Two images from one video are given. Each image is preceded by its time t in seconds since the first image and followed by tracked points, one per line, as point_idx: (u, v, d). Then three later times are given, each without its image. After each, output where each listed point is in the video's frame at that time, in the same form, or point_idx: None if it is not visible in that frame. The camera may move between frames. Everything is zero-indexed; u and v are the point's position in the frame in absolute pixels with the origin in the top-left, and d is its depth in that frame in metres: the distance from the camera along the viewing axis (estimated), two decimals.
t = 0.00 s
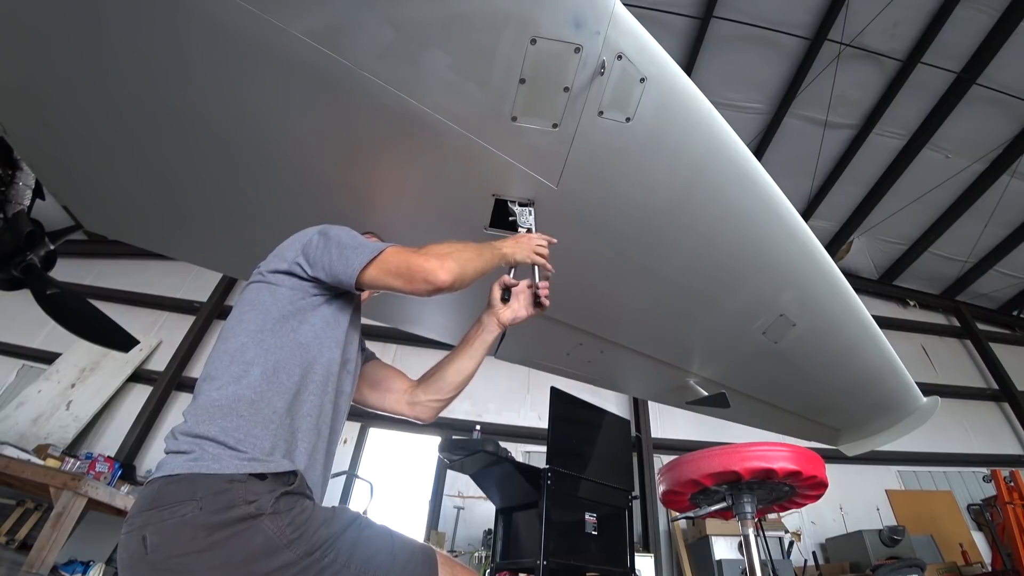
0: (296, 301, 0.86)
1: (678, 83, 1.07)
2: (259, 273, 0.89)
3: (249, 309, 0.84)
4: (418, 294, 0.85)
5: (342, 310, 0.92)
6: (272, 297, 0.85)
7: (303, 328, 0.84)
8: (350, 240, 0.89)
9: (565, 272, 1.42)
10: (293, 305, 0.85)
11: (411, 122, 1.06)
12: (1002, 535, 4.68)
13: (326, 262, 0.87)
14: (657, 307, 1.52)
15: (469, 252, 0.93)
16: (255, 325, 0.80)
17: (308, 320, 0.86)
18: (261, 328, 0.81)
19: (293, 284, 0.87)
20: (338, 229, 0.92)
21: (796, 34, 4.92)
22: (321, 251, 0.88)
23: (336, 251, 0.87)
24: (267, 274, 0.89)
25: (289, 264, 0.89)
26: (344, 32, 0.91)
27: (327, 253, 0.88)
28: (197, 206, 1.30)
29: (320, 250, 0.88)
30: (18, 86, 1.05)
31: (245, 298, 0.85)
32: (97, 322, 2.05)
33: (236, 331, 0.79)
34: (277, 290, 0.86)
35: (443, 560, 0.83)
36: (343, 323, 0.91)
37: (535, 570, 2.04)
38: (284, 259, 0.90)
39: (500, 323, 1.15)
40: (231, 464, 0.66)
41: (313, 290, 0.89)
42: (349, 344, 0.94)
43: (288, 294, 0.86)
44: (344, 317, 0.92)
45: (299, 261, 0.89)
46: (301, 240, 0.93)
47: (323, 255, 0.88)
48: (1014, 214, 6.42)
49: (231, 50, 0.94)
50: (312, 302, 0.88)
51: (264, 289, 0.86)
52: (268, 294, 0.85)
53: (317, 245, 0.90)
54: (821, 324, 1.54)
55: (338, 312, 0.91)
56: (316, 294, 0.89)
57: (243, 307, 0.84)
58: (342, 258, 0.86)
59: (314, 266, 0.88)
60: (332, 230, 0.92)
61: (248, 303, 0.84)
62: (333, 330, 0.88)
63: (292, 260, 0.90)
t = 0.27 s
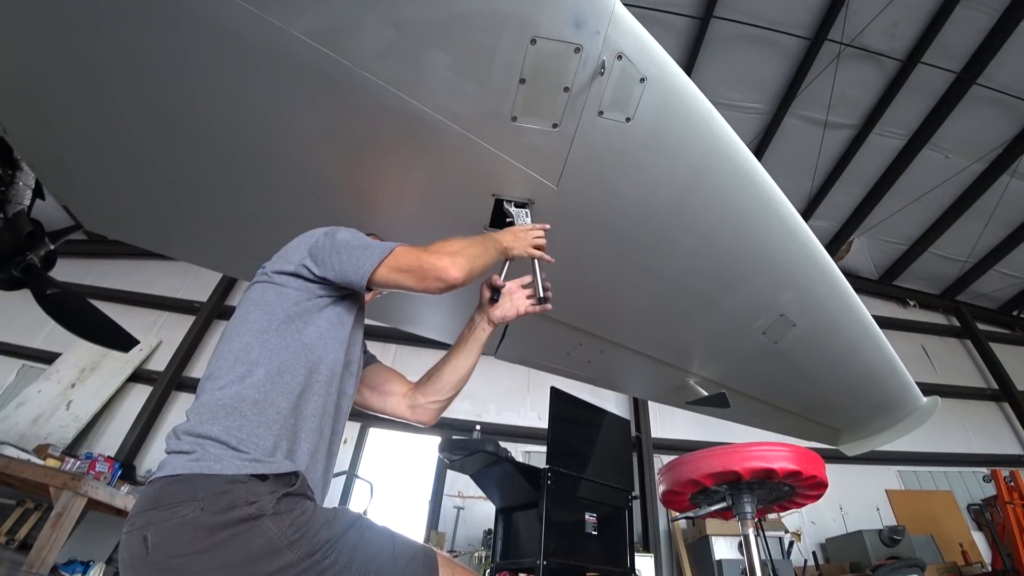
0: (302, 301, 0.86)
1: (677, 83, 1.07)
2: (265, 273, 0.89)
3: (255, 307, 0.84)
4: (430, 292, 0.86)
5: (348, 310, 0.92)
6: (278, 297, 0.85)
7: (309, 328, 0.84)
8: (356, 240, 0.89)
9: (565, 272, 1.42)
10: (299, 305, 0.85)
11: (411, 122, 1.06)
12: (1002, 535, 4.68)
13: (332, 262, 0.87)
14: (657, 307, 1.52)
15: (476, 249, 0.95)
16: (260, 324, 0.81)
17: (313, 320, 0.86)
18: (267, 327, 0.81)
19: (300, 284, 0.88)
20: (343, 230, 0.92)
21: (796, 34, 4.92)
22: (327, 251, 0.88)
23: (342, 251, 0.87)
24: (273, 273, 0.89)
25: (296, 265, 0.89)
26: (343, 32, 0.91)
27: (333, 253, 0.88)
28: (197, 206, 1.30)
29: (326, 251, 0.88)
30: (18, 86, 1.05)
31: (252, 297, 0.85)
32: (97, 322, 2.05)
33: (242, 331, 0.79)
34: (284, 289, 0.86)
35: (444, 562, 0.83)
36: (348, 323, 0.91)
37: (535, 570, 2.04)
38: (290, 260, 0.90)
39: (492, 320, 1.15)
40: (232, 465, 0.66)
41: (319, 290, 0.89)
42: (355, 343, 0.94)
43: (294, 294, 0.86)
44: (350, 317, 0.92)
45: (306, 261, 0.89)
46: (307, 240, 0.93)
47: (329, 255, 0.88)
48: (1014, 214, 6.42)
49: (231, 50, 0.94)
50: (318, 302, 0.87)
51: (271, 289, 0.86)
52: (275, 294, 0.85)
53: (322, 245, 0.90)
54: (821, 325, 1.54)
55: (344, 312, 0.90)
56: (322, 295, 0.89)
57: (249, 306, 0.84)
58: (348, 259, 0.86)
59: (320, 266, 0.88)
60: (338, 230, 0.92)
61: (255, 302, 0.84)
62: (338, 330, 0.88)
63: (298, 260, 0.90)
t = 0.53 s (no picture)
0: (297, 301, 0.86)
1: (677, 83, 1.07)
2: (260, 272, 0.90)
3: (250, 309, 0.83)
4: (421, 303, 0.85)
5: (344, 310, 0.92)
6: (273, 297, 0.85)
7: (304, 328, 0.84)
8: (352, 241, 0.89)
9: (565, 272, 1.42)
10: (294, 305, 0.85)
11: (411, 122, 1.06)
12: (1002, 534, 4.68)
13: (327, 263, 0.87)
14: (657, 307, 1.52)
15: (469, 263, 0.94)
16: (256, 325, 0.80)
17: (309, 320, 0.86)
18: (262, 328, 0.81)
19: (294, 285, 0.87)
20: (339, 230, 0.92)
21: (796, 34, 4.92)
22: (322, 251, 0.88)
23: (337, 251, 0.87)
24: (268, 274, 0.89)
25: (291, 265, 0.89)
26: (343, 32, 0.91)
27: (328, 253, 0.88)
28: (197, 206, 1.30)
29: (322, 250, 0.88)
30: (18, 86, 1.05)
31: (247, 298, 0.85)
32: (97, 322, 2.05)
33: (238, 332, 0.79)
34: (279, 290, 0.86)
35: (444, 561, 0.83)
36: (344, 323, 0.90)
37: (535, 570, 2.04)
38: (285, 259, 0.90)
39: (492, 317, 1.15)
40: (230, 465, 0.66)
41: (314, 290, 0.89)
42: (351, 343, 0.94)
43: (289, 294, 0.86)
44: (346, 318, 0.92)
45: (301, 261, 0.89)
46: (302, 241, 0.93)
47: (324, 255, 0.88)
48: (1014, 214, 6.42)
49: (231, 51, 0.94)
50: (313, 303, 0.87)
51: (266, 290, 0.86)
52: (269, 295, 0.85)
53: (318, 246, 0.90)
54: (821, 325, 1.54)
55: (339, 312, 0.90)
56: (317, 294, 0.89)
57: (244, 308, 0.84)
58: (343, 260, 0.86)
59: (315, 267, 0.88)
60: (333, 230, 0.91)
61: (250, 303, 0.84)
62: (334, 330, 0.88)
63: (293, 261, 0.90)
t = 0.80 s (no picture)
0: (294, 297, 0.86)
1: (677, 83, 1.07)
2: (257, 269, 0.89)
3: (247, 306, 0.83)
4: (417, 303, 0.85)
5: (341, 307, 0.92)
6: (271, 294, 0.85)
7: (302, 325, 0.84)
8: (350, 238, 0.89)
9: (565, 272, 1.42)
10: (292, 302, 0.85)
11: (411, 122, 1.06)
12: (1002, 534, 4.68)
13: (325, 259, 0.87)
14: (657, 307, 1.52)
15: (468, 264, 0.93)
16: (254, 322, 0.80)
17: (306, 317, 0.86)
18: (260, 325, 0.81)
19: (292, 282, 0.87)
20: (336, 227, 0.92)
21: (796, 34, 4.92)
22: (319, 249, 0.88)
23: (335, 248, 0.87)
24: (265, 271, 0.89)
25: (288, 262, 0.89)
26: (343, 32, 0.91)
27: (325, 250, 0.88)
28: (197, 206, 1.30)
29: (318, 248, 0.88)
30: (18, 87, 1.05)
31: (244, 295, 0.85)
32: (97, 322, 2.05)
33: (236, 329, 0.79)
34: (276, 288, 0.86)
35: (443, 560, 0.83)
36: (341, 320, 0.90)
37: (535, 570, 2.04)
38: (282, 255, 0.90)
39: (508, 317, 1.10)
40: (229, 465, 0.66)
41: (312, 287, 0.89)
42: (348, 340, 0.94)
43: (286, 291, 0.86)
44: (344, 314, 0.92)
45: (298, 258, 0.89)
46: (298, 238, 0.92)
47: (322, 252, 0.88)
48: (1014, 214, 6.42)
49: (232, 51, 0.94)
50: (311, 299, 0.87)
51: (262, 287, 0.86)
52: (267, 292, 0.85)
53: (315, 242, 0.90)
54: (821, 325, 1.54)
55: (337, 309, 0.90)
56: (314, 290, 0.89)
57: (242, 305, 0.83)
58: (341, 258, 0.86)
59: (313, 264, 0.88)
60: (330, 227, 0.91)
61: (247, 300, 0.84)
62: (332, 327, 0.88)
63: (290, 257, 0.90)
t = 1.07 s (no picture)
0: (294, 298, 0.86)
1: (677, 83, 1.07)
2: (256, 269, 0.89)
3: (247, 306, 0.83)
4: (416, 304, 0.85)
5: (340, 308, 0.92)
6: (270, 293, 0.85)
7: (302, 325, 0.84)
8: (349, 239, 0.89)
9: (565, 272, 1.42)
10: (291, 302, 0.85)
11: (411, 122, 1.06)
12: (1002, 534, 4.68)
13: (324, 259, 0.87)
14: (657, 307, 1.52)
15: (468, 264, 0.93)
16: (253, 322, 0.80)
17: (306, 318, 0.86)
18: (260, 325, 0.81)
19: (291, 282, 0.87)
20: (336, 227, 0.92)
21: (796, 34, 4.92)
22: (317, 249, 0.88)
23: (334, 248, 0.87)
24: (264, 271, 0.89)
25: (288, 262, 0.89)
26: (343, 32, 0.91)
27: (325, 250, 0.88)
28: (196, 206, 1.30)
29: (317, 249, 0.88)
30: (18, 86, 1.05)
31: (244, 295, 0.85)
32: (97, 322, 2.05)
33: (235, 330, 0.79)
34: (276, 288, 0.86)
35: (444, 560, 0.83)
36: (341, 321, 0.90)
37: (535, 570, 2.04)
38: (282, 255, 0.90)
39: (506, 317, 1.13)
40: (229, 465, 0.66)
41: (312, 288, 0.89)
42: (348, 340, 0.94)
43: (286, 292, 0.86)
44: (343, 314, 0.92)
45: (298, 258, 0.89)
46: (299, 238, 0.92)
47: (321, 252, 0.88)
48: (1014, 214, 6.42)
49: (232, 50, 0.94)
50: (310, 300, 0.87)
51: (262, 287, 0.86)
52: (266, 292, 0.85)
53: (315, 243, 0.90)
54: (821, 325, 1.54)
55: (337, 309, 0.90)
56: (313, 291, 0.89)
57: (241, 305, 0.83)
58: (340, 258, 0.86)
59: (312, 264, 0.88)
60: (330, 227, 0.91)
61: (247, 300, 0.84)
62: (331, 327, 0.88)
63: (290, 258, 0.90)
